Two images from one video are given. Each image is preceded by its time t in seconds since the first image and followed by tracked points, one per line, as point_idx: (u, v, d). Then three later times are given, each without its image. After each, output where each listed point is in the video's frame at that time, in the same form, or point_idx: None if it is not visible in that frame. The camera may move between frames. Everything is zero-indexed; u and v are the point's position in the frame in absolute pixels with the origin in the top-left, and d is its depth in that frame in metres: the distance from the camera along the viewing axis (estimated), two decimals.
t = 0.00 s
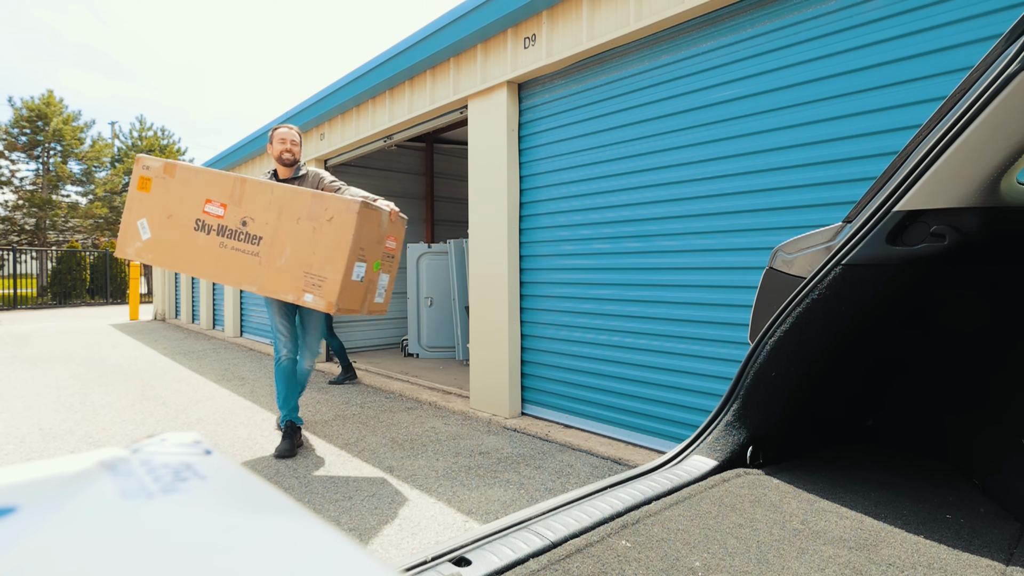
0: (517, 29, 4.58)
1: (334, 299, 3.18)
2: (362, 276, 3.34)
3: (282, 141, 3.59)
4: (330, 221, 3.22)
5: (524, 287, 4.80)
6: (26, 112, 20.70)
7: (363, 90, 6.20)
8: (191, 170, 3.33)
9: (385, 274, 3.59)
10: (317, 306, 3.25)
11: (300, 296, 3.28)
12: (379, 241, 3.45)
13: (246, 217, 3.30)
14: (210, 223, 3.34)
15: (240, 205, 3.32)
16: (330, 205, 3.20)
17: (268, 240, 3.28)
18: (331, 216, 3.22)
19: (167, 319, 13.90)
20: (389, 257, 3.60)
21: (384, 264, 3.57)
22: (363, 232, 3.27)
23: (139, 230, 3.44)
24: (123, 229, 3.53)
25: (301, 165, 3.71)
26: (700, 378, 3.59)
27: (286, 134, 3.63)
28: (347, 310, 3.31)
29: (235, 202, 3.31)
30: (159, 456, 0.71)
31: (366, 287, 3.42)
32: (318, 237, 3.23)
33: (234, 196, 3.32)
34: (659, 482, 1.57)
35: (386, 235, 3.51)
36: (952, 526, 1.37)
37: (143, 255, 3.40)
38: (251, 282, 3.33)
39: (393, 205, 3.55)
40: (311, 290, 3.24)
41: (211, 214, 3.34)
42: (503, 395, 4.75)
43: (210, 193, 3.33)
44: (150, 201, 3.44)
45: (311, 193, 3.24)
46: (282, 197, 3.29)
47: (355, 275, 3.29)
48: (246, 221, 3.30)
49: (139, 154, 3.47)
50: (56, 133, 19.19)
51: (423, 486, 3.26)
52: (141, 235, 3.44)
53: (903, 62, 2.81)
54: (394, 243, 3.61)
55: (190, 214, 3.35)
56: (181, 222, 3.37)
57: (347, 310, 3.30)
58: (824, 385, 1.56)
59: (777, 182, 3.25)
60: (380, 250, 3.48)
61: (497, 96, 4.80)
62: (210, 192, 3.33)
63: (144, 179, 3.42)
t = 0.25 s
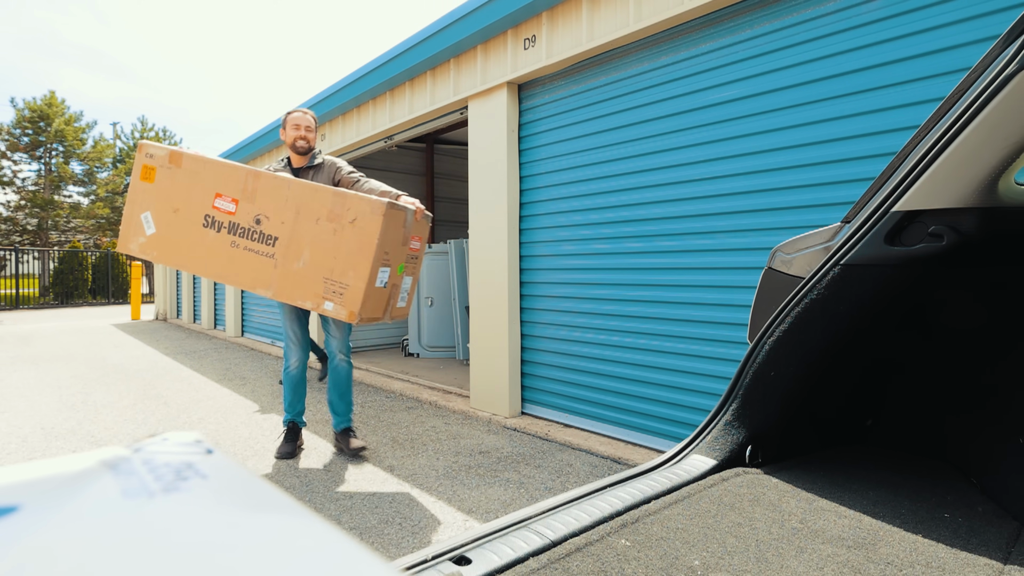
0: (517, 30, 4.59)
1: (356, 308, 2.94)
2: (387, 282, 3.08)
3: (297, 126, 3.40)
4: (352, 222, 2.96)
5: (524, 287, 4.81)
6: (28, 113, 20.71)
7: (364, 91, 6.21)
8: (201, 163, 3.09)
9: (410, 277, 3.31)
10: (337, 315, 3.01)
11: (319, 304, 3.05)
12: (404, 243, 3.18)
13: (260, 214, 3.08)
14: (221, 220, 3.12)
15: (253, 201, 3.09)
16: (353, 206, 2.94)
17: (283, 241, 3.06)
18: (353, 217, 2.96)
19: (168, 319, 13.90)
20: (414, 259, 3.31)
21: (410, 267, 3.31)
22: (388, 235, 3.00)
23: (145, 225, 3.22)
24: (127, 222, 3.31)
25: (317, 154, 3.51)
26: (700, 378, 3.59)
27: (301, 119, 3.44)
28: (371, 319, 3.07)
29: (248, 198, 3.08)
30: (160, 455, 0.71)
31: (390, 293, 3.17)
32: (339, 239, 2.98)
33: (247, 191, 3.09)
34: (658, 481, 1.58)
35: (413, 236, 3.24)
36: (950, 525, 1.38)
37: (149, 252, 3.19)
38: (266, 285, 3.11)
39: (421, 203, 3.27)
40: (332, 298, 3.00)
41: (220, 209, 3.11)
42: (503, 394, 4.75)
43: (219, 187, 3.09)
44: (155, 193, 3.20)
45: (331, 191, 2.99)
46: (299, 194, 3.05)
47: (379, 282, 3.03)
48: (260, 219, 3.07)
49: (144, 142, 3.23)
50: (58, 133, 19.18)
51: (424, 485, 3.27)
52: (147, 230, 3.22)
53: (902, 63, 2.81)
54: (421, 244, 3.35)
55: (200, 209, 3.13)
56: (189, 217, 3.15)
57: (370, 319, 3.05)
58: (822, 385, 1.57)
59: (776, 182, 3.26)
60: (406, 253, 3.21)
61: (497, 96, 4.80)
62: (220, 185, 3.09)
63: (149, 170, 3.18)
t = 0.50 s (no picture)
0: (516, 31, 4.60)
1: (366, 318, 2.53)
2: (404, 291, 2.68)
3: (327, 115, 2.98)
4: (369, 220, 2.56)
5: (524, 287, 4.81)
6: (30, 114, 20.69)
7: (364, 91, 6.23)
8: (217, 147, 2.74)
9: (434, 286, 2.92)
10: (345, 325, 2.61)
11: (327, 312, 2.65)
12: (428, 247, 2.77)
13: (272, 206, 2.69)
14: (233, 211, 2.75)
15: (267, 192, 2.70)
16: (372, 202, 2.54)
17: (295, 237, 2.67)
18: (371, 215, 2.56)
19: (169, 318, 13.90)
20: (438, 267, 2.89)
21: (434, 275, 2.91)
22: (410, 237, 2.59)
23: (156, 213, 2.90)
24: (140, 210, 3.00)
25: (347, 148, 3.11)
26: (699, 377, 3.60)
27: (333, 109, 2.99)
28: (383, 331, 2.66)
29: (262, 188, 2.70)
30: (162, 455, 0.71)
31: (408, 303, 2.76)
32: (354, 240, 2.58)
33: (262, 181, 2.71)
34: (657, 480, 1.59)
35: (438, 241, 2.84)
36: (949, 524, 1.39)
37: (156, 243, 2.87)
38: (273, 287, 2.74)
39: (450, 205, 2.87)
40: (341, 305, 2.61)
41: (233, 200, 2.75)
42: (503, 394, 4.76)
43: (235, 176, 2.73)
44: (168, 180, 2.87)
45: (350, 184, 2.60)
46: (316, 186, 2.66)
47: (396, 289, 2.62)
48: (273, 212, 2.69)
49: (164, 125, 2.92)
50: (60, 134, 19.16)
51: (424, 484, 3.28)
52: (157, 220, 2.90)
53: (899, 64, 2.82)
54: (448, 250, 2.96)
55: (213, 199, 2.78)
56: (202, 207, 2.80)
57: (382, 331, 2.65)
58: (821, 384, 1.57)
59: (775, 183, 3.26)
60: (429, 259, 2.81)
61: (497, 97, 4.81)
62: (235, 173, 2.73)
63: (164, 155, 2.87)
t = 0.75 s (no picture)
0: (516, 33, 4.61)
1: (358, 321, 2.22)
2: (407, 289, 2.37)
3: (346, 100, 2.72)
4: (364, 207, 2.23)
5: (524, 287, 4.82)
6: (32, 115, 20.69)
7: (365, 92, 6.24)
8: (217, 131, 2.49)
9: (446, 285, 2.63)
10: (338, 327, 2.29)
11: (318, 312, 2.34)
12: (437, 241, 2.46)
13: (268, 194, 2.41)
14: (230, 200, 2.49)
15: (264, 179, 2.42)
16: (366, 185, 2.22)
17: (289, 228, 2.37)
18: (366, 201, 2.22)
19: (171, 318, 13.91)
20: (452, 263, 2.61)
21: (444, 272, 2.59)
22: (410, 228, 2.26)
23: (161, 204, 2.71)
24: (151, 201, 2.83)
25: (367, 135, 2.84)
26: (698, 377, 3.61)
27: (353, 93, 2.73)
28: (380, 335, 2.34)
29: (260, 175, 2.43)
30: (163, 454, 0.72)
31: (413, 303, 2.46)
32: (347, 230, 2.25)
33: (259, 166, 2.43)
34: (657, 479, 1.59)
35: (448, 232, 2.50)
36: (947, 523, 1.39)
37: (161, 236, 2.68)
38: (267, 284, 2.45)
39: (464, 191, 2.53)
40: (332, 304, 2.29)
41: (230, 188, 2.48)
42: (503, 393, 4.76)
43: (233, 161, 2.47)
44: (174, 169, 2.67)
45: (344, 166, 2.27)
46: (311, 170, 2.34)
47: (394, 288, 2.30)
48: (269, 200, 2.41)
49: (171, 111, 2.72)
50: (62, 134, 19.14)
51: (424, 483, 3.28)
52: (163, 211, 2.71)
53: (897, 65, 2.83)
54: (463, 244, 2.63)
55: (212, 188, 2.53)
56: (202, 197, 2.57)
57: (378, 334, 2.33)
58: (820, 384, 1.58)
59: (774, 183, 3.27)
60: (438, 252, 2.49)
61: (497, 98, 4.82)
62: (233, 159, 2.47)
63: (170, 143, 2.67)
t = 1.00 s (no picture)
0: (516, 34, 4.62)
1: (335, 331, 1.86)
2: (398, 289, 2.00)
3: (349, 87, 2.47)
4: (334, 194, 1.87)
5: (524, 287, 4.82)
6: (34, 116, 20.68)
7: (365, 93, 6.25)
8: (195, 130, 2.26)
9: (452, 280, 2.25)
10: (318, 341, 1.94)
11: (298, 324, 1.99)
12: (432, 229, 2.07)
13: (245, 193, 2.10)
14: (211, 205, 2.21)
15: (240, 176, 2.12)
16: (334, 167, 1.86)
17: (266, 230, 2.04)
18: (336, 185, 1.87)
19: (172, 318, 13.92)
20: (457, 254, 2.22)
21: (450, 265, 2.22)
22: (393, 214, 1.88)
23: (155, 219, 2.49)
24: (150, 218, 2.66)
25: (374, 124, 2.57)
26: (698, 376, 3.61)
27: (358, 79, 2.48)
28: (370, 346, 1.97)
29: (236, 172, 2.13)
30: (165, 454, 0.72)
31: (411, 305, 2.09)
32: (320, 224, 1.90)
33: (235, 162, 2.14)
34: (656, 479, 1.60)
35: (448, 217, 2.12)
36: (945, 522, 1.40)
37: (155, 253, 2.45)
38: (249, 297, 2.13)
39: (466, 167, 2.14)
40: (310, 314, 1.93)
41: (211, 191, 2.21)
42: (503, 393, 4.77)
43: (212, 160, 2.20)
44: (162, 177, 2.44)
45: (312, 148, 1.92)
46: (283, 158, 2.00)
47: (381, 289, 1.93)
48: (245, 199, 2.10)
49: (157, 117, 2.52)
50: (64, 134, 19.14)
51: (425, 482, 3.29)
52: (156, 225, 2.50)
53: (895, 66, 2.84)
54: (471, 229, 2.25)
55: (195, 193, 2.27)
56: (186, 205, 2.31)
57: (369, 346, 1.96)
58: (818, 384, 1.58)
59: (773, 184, 3.27)
60: (438, 241, 2.12)
61: (497, 99, 4.82)
62: (212, 158, 2.20)
63: (156, 149, 2.46)
